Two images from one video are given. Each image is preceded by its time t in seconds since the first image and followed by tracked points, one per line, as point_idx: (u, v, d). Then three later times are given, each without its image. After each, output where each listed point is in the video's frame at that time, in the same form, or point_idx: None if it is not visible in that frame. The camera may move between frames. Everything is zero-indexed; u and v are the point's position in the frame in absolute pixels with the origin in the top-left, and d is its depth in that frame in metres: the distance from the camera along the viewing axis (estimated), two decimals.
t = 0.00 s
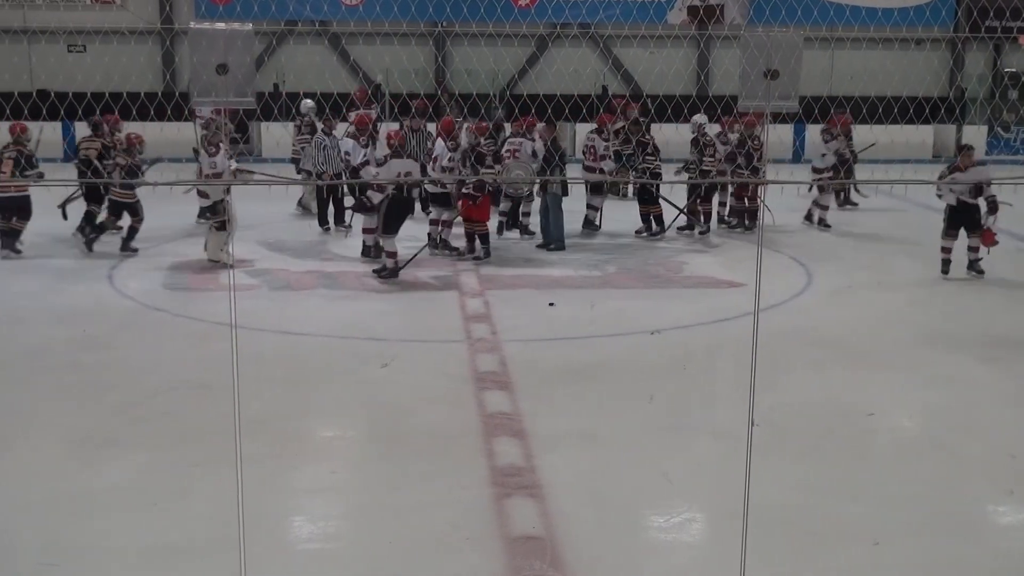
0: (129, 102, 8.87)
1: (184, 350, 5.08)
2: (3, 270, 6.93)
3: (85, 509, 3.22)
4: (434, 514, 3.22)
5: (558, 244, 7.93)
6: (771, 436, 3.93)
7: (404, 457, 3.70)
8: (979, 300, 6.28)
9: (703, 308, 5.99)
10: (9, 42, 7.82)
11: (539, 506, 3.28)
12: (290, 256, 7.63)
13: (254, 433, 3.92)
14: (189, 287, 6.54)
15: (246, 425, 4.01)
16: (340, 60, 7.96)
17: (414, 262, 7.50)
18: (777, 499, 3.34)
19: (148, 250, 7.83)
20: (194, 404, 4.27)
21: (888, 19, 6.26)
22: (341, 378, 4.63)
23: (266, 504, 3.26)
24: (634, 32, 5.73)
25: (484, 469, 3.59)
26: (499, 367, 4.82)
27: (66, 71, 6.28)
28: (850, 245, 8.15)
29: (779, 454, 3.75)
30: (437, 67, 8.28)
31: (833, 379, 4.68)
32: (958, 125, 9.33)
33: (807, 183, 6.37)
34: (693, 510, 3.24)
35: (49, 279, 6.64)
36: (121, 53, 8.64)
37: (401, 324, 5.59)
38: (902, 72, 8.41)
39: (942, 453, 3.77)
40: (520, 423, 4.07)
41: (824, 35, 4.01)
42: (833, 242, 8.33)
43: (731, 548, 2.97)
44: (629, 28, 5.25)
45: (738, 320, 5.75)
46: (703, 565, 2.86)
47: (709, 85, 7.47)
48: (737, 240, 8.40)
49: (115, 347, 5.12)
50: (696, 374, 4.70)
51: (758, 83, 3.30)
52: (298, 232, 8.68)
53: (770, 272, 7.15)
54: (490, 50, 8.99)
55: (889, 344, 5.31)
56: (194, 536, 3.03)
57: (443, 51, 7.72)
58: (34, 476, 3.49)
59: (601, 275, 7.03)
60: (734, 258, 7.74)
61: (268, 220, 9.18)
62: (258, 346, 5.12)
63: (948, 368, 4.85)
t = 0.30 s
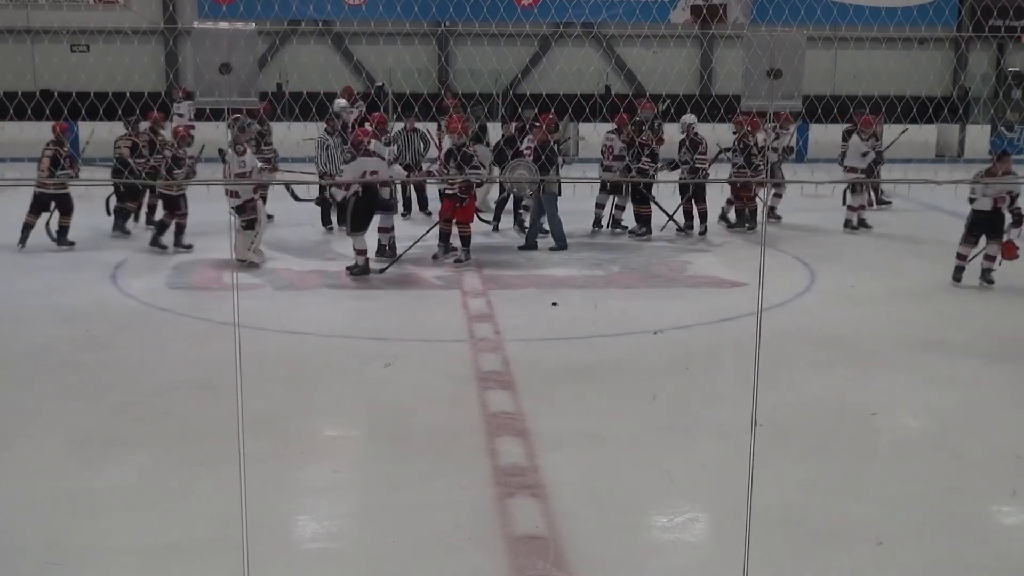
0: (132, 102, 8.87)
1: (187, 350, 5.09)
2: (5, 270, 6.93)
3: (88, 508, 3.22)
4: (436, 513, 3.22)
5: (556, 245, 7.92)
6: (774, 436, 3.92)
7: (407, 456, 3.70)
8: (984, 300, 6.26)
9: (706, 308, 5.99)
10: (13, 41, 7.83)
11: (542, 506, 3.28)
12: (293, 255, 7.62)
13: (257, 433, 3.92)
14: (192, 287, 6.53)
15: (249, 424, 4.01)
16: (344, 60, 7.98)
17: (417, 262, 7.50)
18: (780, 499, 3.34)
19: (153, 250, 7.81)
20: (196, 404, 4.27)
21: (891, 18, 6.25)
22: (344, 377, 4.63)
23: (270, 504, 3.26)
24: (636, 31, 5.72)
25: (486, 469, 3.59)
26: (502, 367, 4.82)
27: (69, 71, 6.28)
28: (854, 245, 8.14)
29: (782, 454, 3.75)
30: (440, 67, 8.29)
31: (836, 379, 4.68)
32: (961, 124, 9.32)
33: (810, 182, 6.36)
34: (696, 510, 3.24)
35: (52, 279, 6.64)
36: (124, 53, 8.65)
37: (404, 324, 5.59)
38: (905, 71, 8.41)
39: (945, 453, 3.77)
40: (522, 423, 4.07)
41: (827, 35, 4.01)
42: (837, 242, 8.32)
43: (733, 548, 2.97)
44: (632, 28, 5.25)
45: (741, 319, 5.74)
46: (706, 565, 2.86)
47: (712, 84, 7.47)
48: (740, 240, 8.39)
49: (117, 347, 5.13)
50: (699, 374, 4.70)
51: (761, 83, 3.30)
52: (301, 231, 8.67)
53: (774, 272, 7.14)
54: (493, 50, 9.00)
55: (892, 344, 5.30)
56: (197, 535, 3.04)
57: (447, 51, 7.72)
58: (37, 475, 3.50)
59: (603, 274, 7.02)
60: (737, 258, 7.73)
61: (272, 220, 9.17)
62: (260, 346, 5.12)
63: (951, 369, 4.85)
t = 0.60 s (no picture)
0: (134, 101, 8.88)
1: (189, 350, 5.09)
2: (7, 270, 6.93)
3: (90, 508, 3.22)
4: (438, 513, 3.22)
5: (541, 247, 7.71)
6: (776, 436, 3.92)
7: (409, 456, 3.70)
8: (986, 300, 6.26)
9: (709, 308, 5.98)
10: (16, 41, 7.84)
11: (544, 506, 3.28)
12: (296, 255, 7.62)
13: (259, 433, 3.92)
14: (195, 287, 6.53)
15: (251, 424, 4.01)
16: (346, 60, 7.99)
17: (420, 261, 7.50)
18: (782, 499, 3.34)
19: (156, 250, 7.81)
20: (199, 404, 4.27)
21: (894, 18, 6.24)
22: (346, 377, 4.63)
23: (272, 504, 3.26)
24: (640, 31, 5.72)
25: (488, 469, 3.59)
26: (505, 366, 4.81)
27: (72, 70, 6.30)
28: (857, 245, 8.13)
29: (784, 454, 3.74)
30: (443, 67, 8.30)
31: (839, 379, 4.67)
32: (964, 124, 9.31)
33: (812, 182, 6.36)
34: (698, 510, 3.23)
35: (54, 279, 6.64)
36: (127, 52, 8.66)
37: (406, 324, 5.59)
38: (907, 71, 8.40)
39: (948, 454, 3.76)
40: (524, 423, 4.07)
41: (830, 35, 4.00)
42: (840, 241, 8.31)
43: (735, 548, 2.97)
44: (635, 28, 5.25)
45: (744, 319, 5.74)
46: (709, 565, 2.86)
47: (715, 84, 7.47)
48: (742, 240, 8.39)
49: (119, 347, 5.13)
50: (702, 374, 4.69)
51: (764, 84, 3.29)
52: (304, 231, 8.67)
53: (776, 272, 7.13)
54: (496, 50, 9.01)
55: (894, 344, 5.29)
56: (199, 535, 3.04)
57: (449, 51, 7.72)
58: (39, 475, 3.50)
59: (606, 274, 7.01)
60: (740, 257, 7.72)
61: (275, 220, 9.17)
62: (262, 346, 5.12)
63: (953, 369, 4.84)
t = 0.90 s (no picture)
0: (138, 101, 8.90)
1: (192, 350, 5.09)
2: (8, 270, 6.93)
3: (90, 508, 3.22)
4: (439, 514, 3.22)
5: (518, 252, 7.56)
6: (778, 437, 3.92)
7: (410, 457, 3.70)
8: (988, 300, 6.26)
9: (711, 309, 5.98)
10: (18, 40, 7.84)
11: (545, 506, 3.28)
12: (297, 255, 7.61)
13: (261, 433, 3.91)
14: (197, 287, 6.53)
15: (252, 425, 4.01)
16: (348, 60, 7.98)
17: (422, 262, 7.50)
18: (784, 499, 3.34)
19: (158, 250, 7.80)
20: (200, 404, 4.27)
21: (897, 19, 6.22)
22: (347, 377, 4.63)
23: (273, 504, 3.26)
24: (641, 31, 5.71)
25: (489, 468, 3.59)
26: (506, 366, 4.81)
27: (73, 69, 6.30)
28: (859, 245, 8.13)
29: (786, 454, 3.74)
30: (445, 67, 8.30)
31: (841, 379, 4.67)
32: (966, 124, 9.30)
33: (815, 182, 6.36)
34: (699, 510, 3.23)
35: (56, 279, 6.64)
36: (129, 52, 8.65)
37: (408, 324, 5.59)
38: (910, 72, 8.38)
39: (950, 454, 3.76)
40: (526, 423, 4.07)
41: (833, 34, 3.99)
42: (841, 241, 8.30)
43: (737, 548, 2.97)
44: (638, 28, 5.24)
45: (746, 320, 5.74)
46: (711, 566, 2.86)
47: (717, 85, 7.45)
48: (744, 241, 8.38)
49: (121, 347, 5.13)
50: (703, 374, 4.69)
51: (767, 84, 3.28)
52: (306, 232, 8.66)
53: (778, 272, 7.13)
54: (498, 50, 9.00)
55: (896, 344, 5.29)
56: (199, 535, 3.04)
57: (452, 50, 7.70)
58: (39, 475, 3.50)
59: (608, 274, 7.01)
60: (742, 258, 7.72)
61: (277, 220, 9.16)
62: (263, 346, 5.12)
63: (955, 369, 4.83)
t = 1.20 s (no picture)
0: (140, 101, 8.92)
1: (193, 350, 5.09)
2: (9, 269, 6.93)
3: (91, 508, 3.22)
4: (440, 514, 3.22)
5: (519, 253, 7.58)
6: (780, 437, 3.92)
7: (412, 457, 3.70)
8: (989, 300, 6.26)
9: (712, 309, 5.98)
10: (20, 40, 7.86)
11: (546, 506, 3.28)
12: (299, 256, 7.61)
13: (262, 433, 3.92)
14: (198, 287, 6.53)
15: (253, 425, 4.01)
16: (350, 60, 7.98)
17: (424, 261, 7.50)
18: (786, 499, 3.33)
19: (159, 250, 7.81)
20: (200, 404, 4.27)
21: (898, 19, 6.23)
22: (348, 377, 4.64)
23: (274, 504, 3.26)
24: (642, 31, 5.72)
25: (491, 469, 3.59)
26: (508, 366, 4.82)
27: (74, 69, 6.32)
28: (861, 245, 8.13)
29: (787, 454, 3.74)
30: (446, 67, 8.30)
31: (842, 380, 4.67)
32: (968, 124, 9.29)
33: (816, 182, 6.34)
34: (701, 510, 3.23)
35: (57, 279, 6.64)
36: (132, 51, 8.66)
37: (409, 324, 5.60)
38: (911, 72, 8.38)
39: (952, 454, 3.76)
40: (527, 423, 4.07)
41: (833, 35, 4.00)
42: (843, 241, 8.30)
43: (738, 548, 2.97)
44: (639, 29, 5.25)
45: (747, 320, 5.74)
46: (711, 566, 2.85)
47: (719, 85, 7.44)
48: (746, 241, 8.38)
49: (122, 347, 5.13)
50: (705, 375, 4.69)
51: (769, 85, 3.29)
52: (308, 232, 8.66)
53: (780, 272, 7.13)
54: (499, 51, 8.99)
55: (897, 344, 5.29)
56: (199, 535, 3.04)
57: (454, 51, 7.69)
58: (39, 475, 3.50)
59: (610, 274, 7.01)
60: (743, 258, 7.71)
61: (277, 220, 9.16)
62: (264, 346, 5.12)
63: (957, 369, 4.84)
